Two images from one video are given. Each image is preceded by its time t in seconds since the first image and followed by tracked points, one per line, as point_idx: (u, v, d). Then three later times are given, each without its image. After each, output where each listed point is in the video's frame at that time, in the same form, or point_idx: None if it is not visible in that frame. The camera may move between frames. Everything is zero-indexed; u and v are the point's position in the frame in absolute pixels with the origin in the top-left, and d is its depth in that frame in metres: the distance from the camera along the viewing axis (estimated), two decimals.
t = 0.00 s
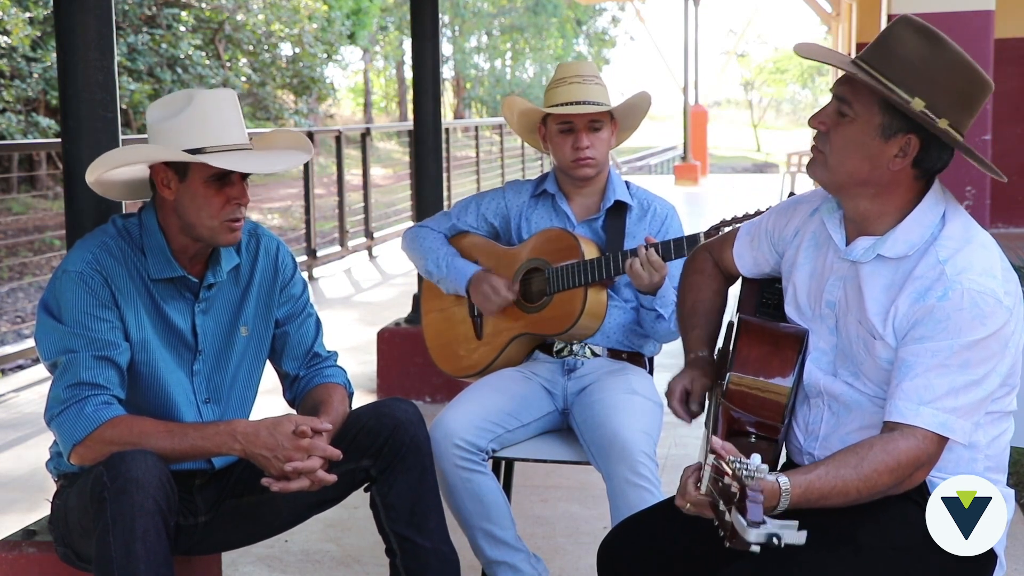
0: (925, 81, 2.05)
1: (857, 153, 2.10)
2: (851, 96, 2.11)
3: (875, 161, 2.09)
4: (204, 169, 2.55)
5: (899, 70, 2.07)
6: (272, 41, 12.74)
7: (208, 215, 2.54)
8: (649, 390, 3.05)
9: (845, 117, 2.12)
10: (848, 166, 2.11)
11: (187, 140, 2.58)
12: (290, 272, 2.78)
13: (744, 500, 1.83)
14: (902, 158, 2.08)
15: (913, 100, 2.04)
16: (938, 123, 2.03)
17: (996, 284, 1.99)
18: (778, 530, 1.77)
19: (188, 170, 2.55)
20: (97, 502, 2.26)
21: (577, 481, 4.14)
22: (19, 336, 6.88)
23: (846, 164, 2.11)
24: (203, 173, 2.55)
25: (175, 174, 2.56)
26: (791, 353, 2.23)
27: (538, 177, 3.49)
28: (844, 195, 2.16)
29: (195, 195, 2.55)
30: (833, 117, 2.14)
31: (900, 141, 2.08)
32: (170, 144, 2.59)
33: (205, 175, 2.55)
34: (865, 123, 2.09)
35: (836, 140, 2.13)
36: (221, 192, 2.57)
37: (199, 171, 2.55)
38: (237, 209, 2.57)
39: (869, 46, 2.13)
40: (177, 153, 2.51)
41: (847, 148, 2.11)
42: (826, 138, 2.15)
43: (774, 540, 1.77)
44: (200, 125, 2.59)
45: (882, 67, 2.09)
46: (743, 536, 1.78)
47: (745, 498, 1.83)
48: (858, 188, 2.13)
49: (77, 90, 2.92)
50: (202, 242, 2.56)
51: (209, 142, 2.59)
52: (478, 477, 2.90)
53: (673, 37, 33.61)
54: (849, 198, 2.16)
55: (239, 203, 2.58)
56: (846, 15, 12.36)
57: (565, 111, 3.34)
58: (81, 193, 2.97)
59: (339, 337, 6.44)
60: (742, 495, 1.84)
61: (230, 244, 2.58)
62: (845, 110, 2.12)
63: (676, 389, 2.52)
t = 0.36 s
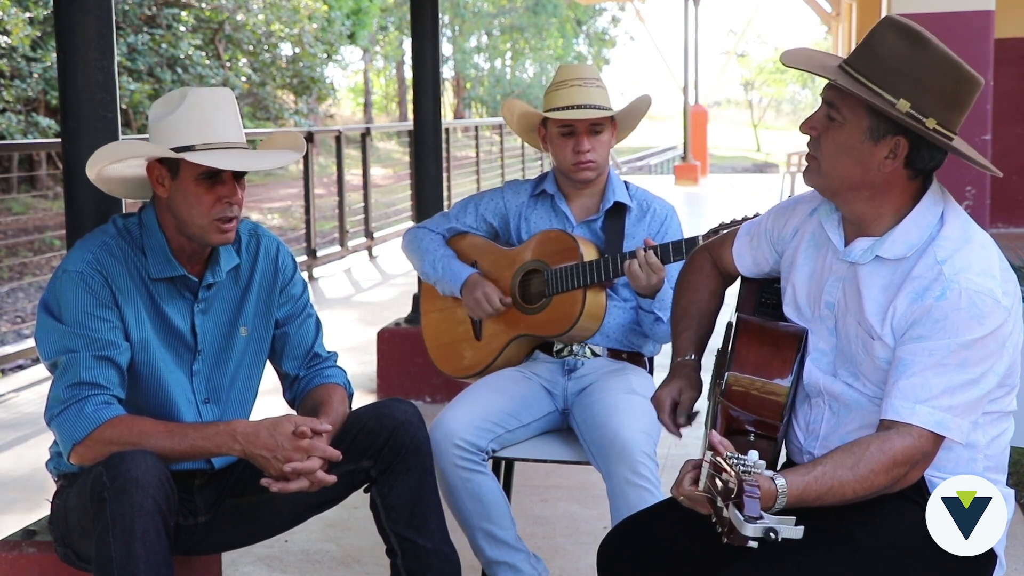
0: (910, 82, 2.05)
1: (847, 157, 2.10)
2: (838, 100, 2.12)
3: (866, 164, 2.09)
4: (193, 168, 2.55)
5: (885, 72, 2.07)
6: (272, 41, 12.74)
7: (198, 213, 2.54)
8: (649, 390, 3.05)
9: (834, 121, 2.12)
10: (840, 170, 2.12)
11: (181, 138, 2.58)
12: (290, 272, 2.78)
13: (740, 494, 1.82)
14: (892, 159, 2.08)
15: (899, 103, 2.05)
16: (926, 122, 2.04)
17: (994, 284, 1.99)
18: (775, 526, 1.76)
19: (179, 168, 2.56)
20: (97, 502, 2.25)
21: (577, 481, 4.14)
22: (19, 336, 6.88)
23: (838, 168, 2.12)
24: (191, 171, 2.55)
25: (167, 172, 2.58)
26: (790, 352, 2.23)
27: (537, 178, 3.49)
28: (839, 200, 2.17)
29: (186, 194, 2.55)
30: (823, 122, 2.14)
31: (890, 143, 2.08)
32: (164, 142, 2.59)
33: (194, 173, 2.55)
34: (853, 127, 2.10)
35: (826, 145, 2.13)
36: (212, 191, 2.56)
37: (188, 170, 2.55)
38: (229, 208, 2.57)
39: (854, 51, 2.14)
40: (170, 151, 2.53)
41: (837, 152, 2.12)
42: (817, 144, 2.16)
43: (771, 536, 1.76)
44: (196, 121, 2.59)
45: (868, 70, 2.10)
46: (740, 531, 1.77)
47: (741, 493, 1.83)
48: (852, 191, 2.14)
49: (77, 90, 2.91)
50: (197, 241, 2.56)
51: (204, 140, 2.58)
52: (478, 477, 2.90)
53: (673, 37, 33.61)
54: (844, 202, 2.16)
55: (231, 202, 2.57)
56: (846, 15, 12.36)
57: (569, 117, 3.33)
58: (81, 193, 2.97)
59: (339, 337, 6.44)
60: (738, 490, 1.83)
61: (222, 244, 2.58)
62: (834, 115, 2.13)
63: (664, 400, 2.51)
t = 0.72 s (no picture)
0: (889, 83, 2.04)
1: (837, 163, 2.11)
2: (823, 106, 2.13)
3: (856, 167, 2.10)
4: (200, 166, 2.55)
5: (864, 74, 2.07)
6: (272, 41, 12.75)
7: (202, 213, 2.54)
8: (648, 390, 3.04)
9: (820, 128, 2.14)
10: (831, 176, 2.13)
11: (187, 136, 2.57)
12: (290, 272, 2.78)
13: (744, 496, 1.82)
14: (881, 161, 2.09)
15: (880, 105, 2.05)
16: (910, 123, 2.03)
17: (993, 284, 1.99)
18: (778, 527, 1.76)
19: (184, 166, 2.56)
20: (97, 501, 2.25)
21: (577, 481, 4.14)
22: (19, 336, 6.88)
23: (828, 172, 2.13)
24: (199, 169, 2.55)
25: (173, 170, 2.58)
26: (790, 352, 2.24)
27: (536, 177, 3.49)
28: (835, 203, 2.17)
29: (192, 194, 2.55)
30: (810, 128, 2.16)
31: (876, 145, 2.08)
32: (168, 139, 2.58)
33: (200, 172, 2.55)
34: (839, 132, 2.11)
35: (816, 152, 2.14)
36: (217, 192, 2.57)
37: (195, 168, 2.55)
38: (233, 208, 2.57)
39: (835, 57, 2.13)
40: (176, 148, 2.53)
41: (827, 158, 2.13)
42: (807, 150, 2.17)
43: (774, 537, 1.76)
44: (202, 119, 2.59)
45: (848, 73, 2.10)
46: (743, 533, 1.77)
47: (745, 495, 1.83)
48: (847, 194, 2.14)
49: (77, 90, 2.92)
50: (201, 241, 2.56)
51: (208, 140, 2.58)
52: (478, 477, 2.90)
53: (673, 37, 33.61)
54: (841, 205, 2.17)
55: (235, 203, 2.58)
56: (846, 15, 12.36)
57: (560, 112, 3.33)
58: (81, 193, 2.97)
59: (339, 337, 6.44)
60: (742, 491, 1.83)
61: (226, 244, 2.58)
62: (820, 121, 2.14)
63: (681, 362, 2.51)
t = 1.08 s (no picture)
0: (886, 86, 2.04)
1: (836, 165, 2.11)
2: (821, 111, 2.12)
3: (856, 170, 2.10)
4: (215, 171, 2.55)
5: (862, 77, 2.07)
6: (272, 41, 12.75)
7: (216, 215, 2.54)
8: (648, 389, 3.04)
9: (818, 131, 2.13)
10: (830, 178, 2.13)
11: (196, 141, 2.58)
12: (289, 272, 2.78)
13: (743, 495, 1.83)
14: (881, 164, 2.09)
15: (878, 108, 2.04)
16: (909, 125, 2.03)
17: (994, 284, 1.99)
18: (778, 526, 1.77)
19: (198, 172, 2.55)
20: (96, 502, 2.26)
21: (577, 481, 4.14)
22: (19, 336, 6.88)
23: (826, 176, 2.13)
24: (214, 174, 2.55)
25: (184, 176, 2.55)
26: (791, 351, 2.23)
27: (538, 176, 3.50)
28: (834, 206, 2.17)
29: (205, 198, 2.54)
30: (809, 132, 2.15)
31: (875, 149, 2.08)
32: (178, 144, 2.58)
33: (216, 177, 2.55)
34: (837, 135, 2.10)
35: (814, 156, 2.14)
36: (231, 194, 2.57)
37: (210, 173, 2.55)
38: (246, 210, 2.58)
39: (832, 61, 2.13)
40: (193, 154, 2.51)
41: (826, 161, 2.12)
42: (806, 154, 2.17)
43: (774, 536, 1.77)
44: (207, 128, 2.59)
45: (846, 78, 2.09)
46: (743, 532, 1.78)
47: (744, 494, 1.83)
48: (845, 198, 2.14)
49: (77, 90, 2.91)
50: (208, 243, 2.56)
51: (219, 144, 2.59)
52: (478, 477, 2.89)
53: (673, 37, 33.62)
54: (840, 208, 2.17)
55: (249, 205, 2.59)
56: (846, 15, 12.37)
57: (557, 105, 3.34)
58: (81, 193, 2.97)
59: (339, 337, 6.44)
60: (741, 490, 1.83)
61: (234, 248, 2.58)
62: (818, 125, 2.13)
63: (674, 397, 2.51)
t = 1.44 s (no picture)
0: (873, 89, 2.04)
1: (827, 170, 2.11)
2: (810, 115, 2.12)
3: (845, 174, 2.10)
4: (205, 169, 2.55)
5: (849, 82, 2.07)
6: (272, 41, 12.75)
7: (206, 214, 2.54)
8: (649, 389, 3.04)
9: (807, 137, 2.14)
10: (822, 182, 2.13)
11: (189, 139, 2.58)
12: (289, 272, 2.78)
13: (743, 494, 1.82)
14: (870, 168, 2.09)
15: (865, 112, 2.05)
16: (897, 127, 2.03)
17: (992, 285, 1.99)
18: (778, 525, 1.77)
19: (189, 170, 2.55)
20: (95, 502, 2.25)
21: (577, 481, 4.14)
22: (19, 336, 6.88)
23: (817, 179, 2.13)
24: (204, 173, 2.55)
25: (176, 173, 2.57)
26: (791, 350, 2.23)
27: (537, 176, 3.50)
28: (826, 211, 2.18)
29: (196, 196, 2.55)
30: (799, 136, 2.15)
31: (864, 152, 2.08)
32: (172, 142, 2.58)
33: (206, 175, 2.55)
34: (826, 140, 2.10)
35: (805, 160, 2.15)
36: (221, 193, 2.57)
37: (200, 172, 2.55)
38: (237, 210, 2.58)
39: (820, 65, 2.13)
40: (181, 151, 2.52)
41: (817, 166, 2.13)
42: (797, 158, 2.17)
43: (773, 535, 1.76)
44: (203, 123, 2.59)
45: (834, 82, 2.10)
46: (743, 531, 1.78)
47: (744, 492, 1.82)
48: (836, 203, 2.15)
49: (77, 90, 2.91)
50: (200, 244, 2.56)
51: (211, 142, 2.58)
52: (478, 477, 2.89)
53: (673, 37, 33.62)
54: (837, 209, 2.17)
55: (239, 205, 2.58)
56: (846, 16, 12.37)
57: (553, 106, 3.33)
58: (80, 192, 2.97)
59: (339, 337, 6.44)
60: (742, 489, 1.83)
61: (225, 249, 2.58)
62: (808, 129, 2.13)
63: (675, 391, 2.52)
